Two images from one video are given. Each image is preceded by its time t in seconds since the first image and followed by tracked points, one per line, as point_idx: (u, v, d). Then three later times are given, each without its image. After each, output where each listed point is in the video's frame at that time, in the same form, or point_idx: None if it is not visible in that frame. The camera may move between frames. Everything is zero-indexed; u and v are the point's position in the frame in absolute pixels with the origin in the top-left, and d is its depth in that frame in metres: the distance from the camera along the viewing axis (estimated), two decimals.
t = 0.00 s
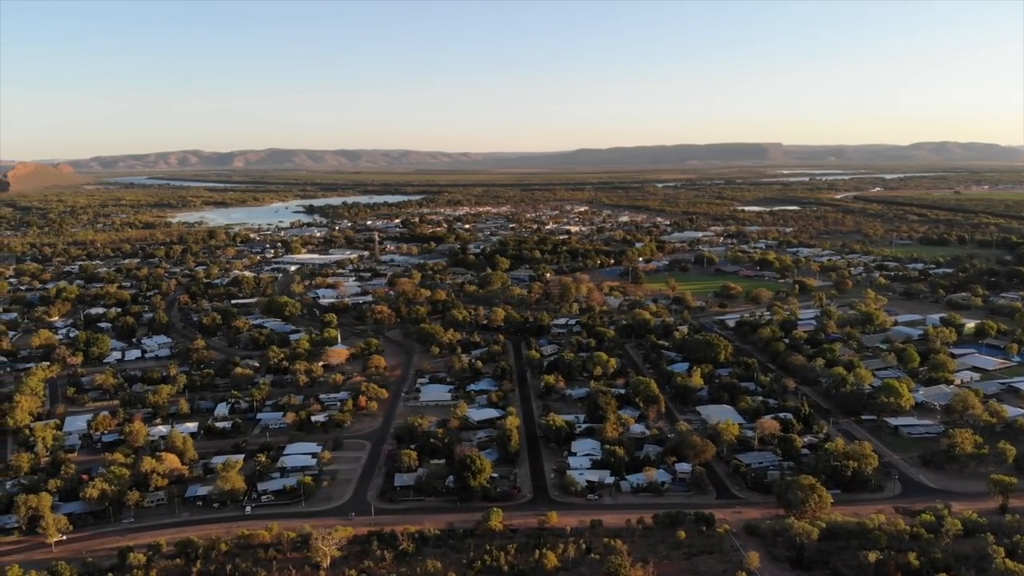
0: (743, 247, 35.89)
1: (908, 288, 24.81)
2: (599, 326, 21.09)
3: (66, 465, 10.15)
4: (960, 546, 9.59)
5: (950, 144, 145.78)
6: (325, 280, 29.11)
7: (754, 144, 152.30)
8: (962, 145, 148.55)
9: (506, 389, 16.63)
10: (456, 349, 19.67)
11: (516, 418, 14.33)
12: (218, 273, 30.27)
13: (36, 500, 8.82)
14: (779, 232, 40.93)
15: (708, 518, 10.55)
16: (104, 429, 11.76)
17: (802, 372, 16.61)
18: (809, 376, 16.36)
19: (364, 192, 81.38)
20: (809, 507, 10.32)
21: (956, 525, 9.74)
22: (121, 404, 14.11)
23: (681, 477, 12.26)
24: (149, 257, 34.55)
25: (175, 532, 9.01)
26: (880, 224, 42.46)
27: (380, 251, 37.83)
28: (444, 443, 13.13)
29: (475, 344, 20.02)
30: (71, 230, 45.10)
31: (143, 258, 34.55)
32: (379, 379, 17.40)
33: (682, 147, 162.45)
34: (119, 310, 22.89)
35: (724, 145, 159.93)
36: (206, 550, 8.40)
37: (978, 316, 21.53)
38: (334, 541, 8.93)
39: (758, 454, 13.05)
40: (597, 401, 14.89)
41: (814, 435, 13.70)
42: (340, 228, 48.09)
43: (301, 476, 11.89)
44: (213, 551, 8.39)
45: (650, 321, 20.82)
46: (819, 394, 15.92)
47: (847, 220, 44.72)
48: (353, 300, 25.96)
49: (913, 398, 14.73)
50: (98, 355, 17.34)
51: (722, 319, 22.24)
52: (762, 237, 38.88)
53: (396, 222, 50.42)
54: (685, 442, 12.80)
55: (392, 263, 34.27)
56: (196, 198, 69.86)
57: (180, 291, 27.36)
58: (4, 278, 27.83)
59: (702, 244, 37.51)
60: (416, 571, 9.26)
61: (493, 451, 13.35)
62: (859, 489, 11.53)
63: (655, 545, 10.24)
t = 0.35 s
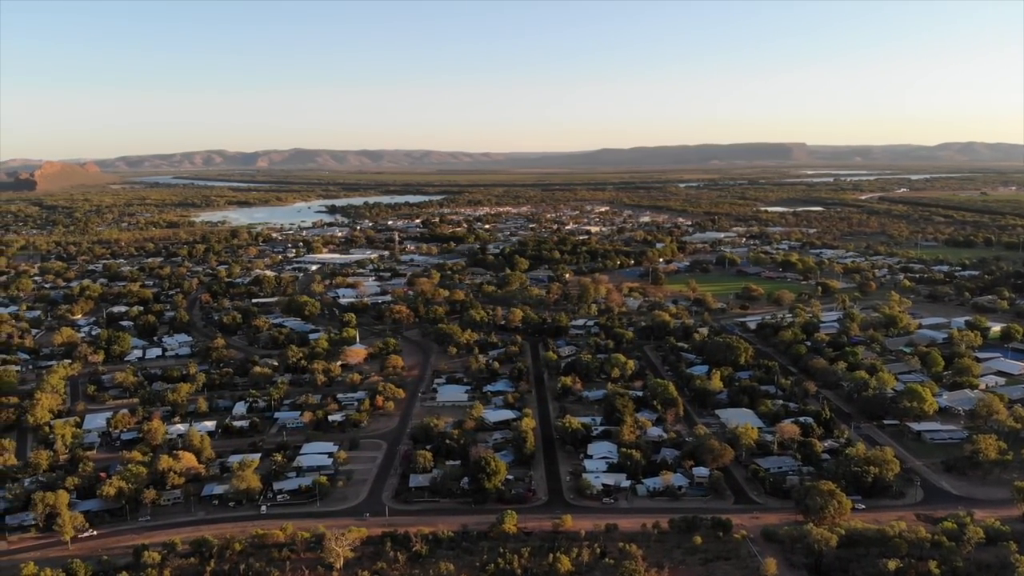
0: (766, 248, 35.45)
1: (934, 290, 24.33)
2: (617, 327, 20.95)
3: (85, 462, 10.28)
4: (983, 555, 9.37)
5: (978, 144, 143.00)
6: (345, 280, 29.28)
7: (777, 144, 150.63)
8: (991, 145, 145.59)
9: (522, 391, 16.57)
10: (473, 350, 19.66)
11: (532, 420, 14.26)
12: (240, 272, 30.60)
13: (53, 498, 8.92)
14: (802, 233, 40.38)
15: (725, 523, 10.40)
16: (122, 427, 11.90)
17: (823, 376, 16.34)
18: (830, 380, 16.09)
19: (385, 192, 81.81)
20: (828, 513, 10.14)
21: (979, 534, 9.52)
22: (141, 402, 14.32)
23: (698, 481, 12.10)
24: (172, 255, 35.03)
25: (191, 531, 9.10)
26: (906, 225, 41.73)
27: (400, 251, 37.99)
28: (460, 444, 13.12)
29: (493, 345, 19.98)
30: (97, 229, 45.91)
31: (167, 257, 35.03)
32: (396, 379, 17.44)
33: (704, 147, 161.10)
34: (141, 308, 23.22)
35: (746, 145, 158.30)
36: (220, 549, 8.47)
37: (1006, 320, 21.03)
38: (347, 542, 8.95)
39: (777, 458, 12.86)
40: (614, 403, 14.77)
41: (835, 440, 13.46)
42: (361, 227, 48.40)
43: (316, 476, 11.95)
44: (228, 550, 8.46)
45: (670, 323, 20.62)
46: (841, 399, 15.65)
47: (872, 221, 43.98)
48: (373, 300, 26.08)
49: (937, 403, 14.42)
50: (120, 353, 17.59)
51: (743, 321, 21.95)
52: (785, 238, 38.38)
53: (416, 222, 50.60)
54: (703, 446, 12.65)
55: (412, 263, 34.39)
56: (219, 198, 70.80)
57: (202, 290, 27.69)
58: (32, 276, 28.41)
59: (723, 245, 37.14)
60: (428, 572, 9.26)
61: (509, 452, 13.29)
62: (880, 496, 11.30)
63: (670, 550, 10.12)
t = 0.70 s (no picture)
0: (787, 249, 35.03)
1: (957, 292, 23.87)
2: (635, 328, 20.81)
3: (101, 460, 10.40)
4: (1004, 564, 9.16)
5: (1005, 144, 140.35)
6: (363, 279, 29.42)
7: (798, 144, 148.97)
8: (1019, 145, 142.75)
9: (538, 392, 16.50)
10: (489, 350, 19.64)
11: (546, 422, 14.20)
12: (260, 271, 30.88)
13: (69, 495, 9.04)
14: (824, 233, 39.85)
15: (740, 528, 10.26)
16: (139, 425, 12.04)
17: (843, 379, 16.08)
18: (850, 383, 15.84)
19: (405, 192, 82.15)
20: (846, 518, 9.98)
21: (1001, 541, 9.31)
22: (159, 400, 14.50)
23: (714, 485, 11.94)
24: (193, 254, 35.44)
25: (205, 529, 9.17)
26: (930, 227, 41.02)
27: (418, 250, 38.11)
28: (474, 445, 13.10)
29: (508, 345, 19.94)
30: (121, 228, 46.62)
31: (188, 256, 35.45)
32: (411, 379, 17.45)
33: (723, 146, 159.75)
34: (162, 307, 23.52)
35: (771, 144, 156.59)
36: (233, 548, 8.53)
37: None
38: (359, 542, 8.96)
39: (795, 463, 12.66)
40: (630, 405, 14.66)
41: (855, 445, 13.24)
42: (380, 227, 48.65)
43: (330, 475, 12.00)
44: (240, 549, 8.51)
45: (688, 324, 20.43)
46: (861, 402, 15.40)
47: (895, 222, 43.26)
48: (390, 299, 26.17)
49: (959, 407, 14.14)
50: (139, 352, 17.81)
51: (763, 323, 21.68)
52: (806, 238, 37.89)
53: (435, 221, 50.74)
54: (719, 450, 12.50)
55: (430, 262, 34.45)
56: (241, 197, 71.55)
57: (222, 289, 27.97)
58: (56, 275, 28.92)
59: (743, 246, 36.76)
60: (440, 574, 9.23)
61: (523, 454, 13.24)
62: (900, 501, 11.09)
63: (684, 555, 10.01)
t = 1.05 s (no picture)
0: (810, 250, 34.56)
1: (985, 295, 23.37)
2: (654, 329, 20.64)
3: (119, 458, 10.53)
4: None
5: None
6: (383, 279, 29.57)
7: (822, 144, 146.99)
8: None
9: (555, 393, 16.42)
10: (506, 350, 19.62)
11: (563, 424, 14.12)
12: (281, 271, 31.18)
13: (86, 493, 9.16)
14: (849, 234, 39.22)
15: (758, 533, 10.09)
16: (158, 423, 12.20)
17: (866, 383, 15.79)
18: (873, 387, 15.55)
19: (426, 192, 82.40)
20: (867, 525, 9.78)
21: None
22: (179, 398, 14.70)
23: (733, 490, 11.78)
24: (216, 253, 35.88)
25: (221, 528, 9.26)
26: (957, 228, 40.22)
27: (437, 250, 38.22)
28: (490, 446, 13.07)
29: (526, 346, 19.89)
30: (146, 227, 47.37)
31: (211, 255, 35.90)
32: (429, 379, 17.47)
33: (746, 146, 158.11)
34: (184, 305, 23.81)
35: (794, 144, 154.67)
36: (248, 547, 8.58)
37: None
38: (373, 543, 8.98)
39: (815, 467, 12.46)
40: (648, 408, 14.52)
41: (877, 449, 12.99)
42: (401, 227, 48.88)
43: (346, 475, 12.05)
44: (255, 548, 8.57)
45: (708, 326, 20.21)
46: (884, 406, 15.11)
47: (921, 223, 42.47)
48: (409, 299, 26.25)
49: (984, 412, 13.82)
50: (160, 350, 18.06)
51: (784, 325, 21.40)
52: (830, 239, 37.33)
53: (455, 221, 50.86)
54: (738, 454, 12.33)
55: (449, 262, 34.51)
56: (264, 197, 72.28)
57: (243, 288, 28.27)
58: (82, 273, 29.44)
59: (766, 246, 36.33)
60: None
61: (539, 456, 13.17)
62: (922, 507, 10.85)
63: (700, 560, 9.88)
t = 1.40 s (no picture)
0: (834, 251, 34.07)
1: (1014, 297, 22.83)
2: (674, 331, 20.45)
3: (137, 455, 10.66)
4: None
5: None
6: (402, 278, 29.69)
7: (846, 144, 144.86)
8: None
9: (572, 394, 16.34)
10: (524, 350, 19.56)
11: (580, 425, 14.02)
12: (302, 269, 31.43)
13: (104, 490, 9.28)
14: (874, 235, 38.57)
15: (777, 539, 9.94)
16: (177, 421, 12.35)
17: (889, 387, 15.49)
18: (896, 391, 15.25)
19: (447, 192, 82.57)
20: (887, 531, 9.57)
21: None
22: (199, 396, 14.89)
23: (751, 494, 11.61)
24: (238, 252, 36.30)
25: (236, 526, 9.34)
26: (986, 228, 39.39)
27: (457, 249, 38.27)
28: (505, 447, 13.03)
29: (544, 346, 19.81)
30: (170, 225, 48.05)
31: (233, 254, 36.31)
32: (445, 379, 17.46)
33: (769, 146, 156.30)
34: (205, 303, 24.09)
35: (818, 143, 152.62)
36: (263, 546, 8.63)
37: None
38: (387, 544, 8.98)
39: (835, 472, 12.24)
40: (665, 410, 14.37)
41: (899, 454, 12.73)
42: (421, 226, 49.05)
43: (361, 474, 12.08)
44: (270, 547, 8.62)
45: (729, 328, 19.97)
46: (906, 410, 14.81)
47: (948, 223, 41.65)
48: (427, 299, 26.29)
49: (1009, 417, 13.49)
50: (180, 348, 18.29)
51: (807, 327, 21.06)
52: (855, 240, 36.75)
53: (476, 221, 50.90)
54: (757, 458, 12.15)
55: (468, 262, 34.53)
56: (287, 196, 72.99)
57: (264, 286, 28.54)
58: (107, 271, 29.94)
59: (789, 247, 35.86)
60: None
61: (555, 457, 13.09)
62: (943, 514, 10.61)
63: (717, 565, 9.74)
